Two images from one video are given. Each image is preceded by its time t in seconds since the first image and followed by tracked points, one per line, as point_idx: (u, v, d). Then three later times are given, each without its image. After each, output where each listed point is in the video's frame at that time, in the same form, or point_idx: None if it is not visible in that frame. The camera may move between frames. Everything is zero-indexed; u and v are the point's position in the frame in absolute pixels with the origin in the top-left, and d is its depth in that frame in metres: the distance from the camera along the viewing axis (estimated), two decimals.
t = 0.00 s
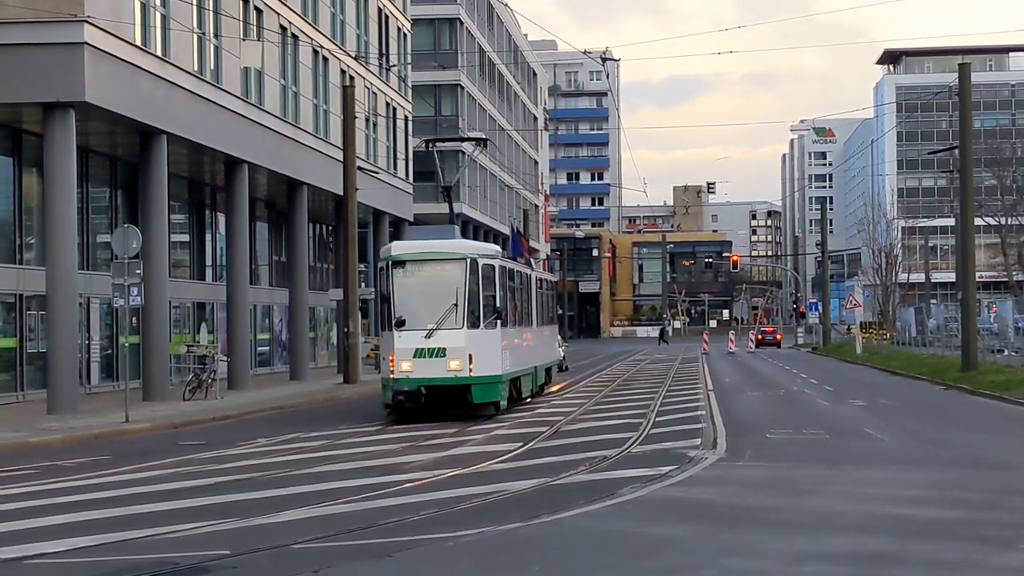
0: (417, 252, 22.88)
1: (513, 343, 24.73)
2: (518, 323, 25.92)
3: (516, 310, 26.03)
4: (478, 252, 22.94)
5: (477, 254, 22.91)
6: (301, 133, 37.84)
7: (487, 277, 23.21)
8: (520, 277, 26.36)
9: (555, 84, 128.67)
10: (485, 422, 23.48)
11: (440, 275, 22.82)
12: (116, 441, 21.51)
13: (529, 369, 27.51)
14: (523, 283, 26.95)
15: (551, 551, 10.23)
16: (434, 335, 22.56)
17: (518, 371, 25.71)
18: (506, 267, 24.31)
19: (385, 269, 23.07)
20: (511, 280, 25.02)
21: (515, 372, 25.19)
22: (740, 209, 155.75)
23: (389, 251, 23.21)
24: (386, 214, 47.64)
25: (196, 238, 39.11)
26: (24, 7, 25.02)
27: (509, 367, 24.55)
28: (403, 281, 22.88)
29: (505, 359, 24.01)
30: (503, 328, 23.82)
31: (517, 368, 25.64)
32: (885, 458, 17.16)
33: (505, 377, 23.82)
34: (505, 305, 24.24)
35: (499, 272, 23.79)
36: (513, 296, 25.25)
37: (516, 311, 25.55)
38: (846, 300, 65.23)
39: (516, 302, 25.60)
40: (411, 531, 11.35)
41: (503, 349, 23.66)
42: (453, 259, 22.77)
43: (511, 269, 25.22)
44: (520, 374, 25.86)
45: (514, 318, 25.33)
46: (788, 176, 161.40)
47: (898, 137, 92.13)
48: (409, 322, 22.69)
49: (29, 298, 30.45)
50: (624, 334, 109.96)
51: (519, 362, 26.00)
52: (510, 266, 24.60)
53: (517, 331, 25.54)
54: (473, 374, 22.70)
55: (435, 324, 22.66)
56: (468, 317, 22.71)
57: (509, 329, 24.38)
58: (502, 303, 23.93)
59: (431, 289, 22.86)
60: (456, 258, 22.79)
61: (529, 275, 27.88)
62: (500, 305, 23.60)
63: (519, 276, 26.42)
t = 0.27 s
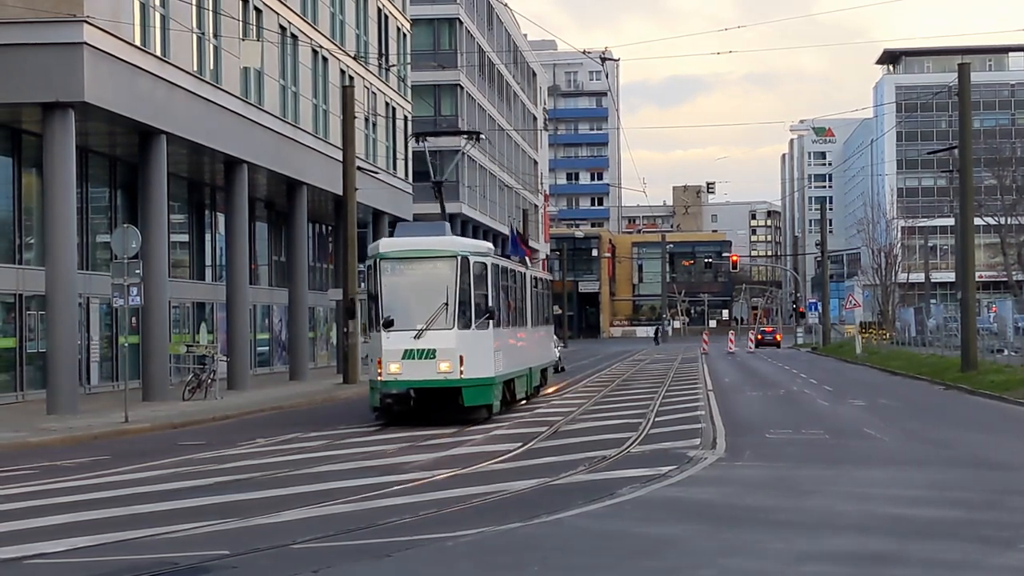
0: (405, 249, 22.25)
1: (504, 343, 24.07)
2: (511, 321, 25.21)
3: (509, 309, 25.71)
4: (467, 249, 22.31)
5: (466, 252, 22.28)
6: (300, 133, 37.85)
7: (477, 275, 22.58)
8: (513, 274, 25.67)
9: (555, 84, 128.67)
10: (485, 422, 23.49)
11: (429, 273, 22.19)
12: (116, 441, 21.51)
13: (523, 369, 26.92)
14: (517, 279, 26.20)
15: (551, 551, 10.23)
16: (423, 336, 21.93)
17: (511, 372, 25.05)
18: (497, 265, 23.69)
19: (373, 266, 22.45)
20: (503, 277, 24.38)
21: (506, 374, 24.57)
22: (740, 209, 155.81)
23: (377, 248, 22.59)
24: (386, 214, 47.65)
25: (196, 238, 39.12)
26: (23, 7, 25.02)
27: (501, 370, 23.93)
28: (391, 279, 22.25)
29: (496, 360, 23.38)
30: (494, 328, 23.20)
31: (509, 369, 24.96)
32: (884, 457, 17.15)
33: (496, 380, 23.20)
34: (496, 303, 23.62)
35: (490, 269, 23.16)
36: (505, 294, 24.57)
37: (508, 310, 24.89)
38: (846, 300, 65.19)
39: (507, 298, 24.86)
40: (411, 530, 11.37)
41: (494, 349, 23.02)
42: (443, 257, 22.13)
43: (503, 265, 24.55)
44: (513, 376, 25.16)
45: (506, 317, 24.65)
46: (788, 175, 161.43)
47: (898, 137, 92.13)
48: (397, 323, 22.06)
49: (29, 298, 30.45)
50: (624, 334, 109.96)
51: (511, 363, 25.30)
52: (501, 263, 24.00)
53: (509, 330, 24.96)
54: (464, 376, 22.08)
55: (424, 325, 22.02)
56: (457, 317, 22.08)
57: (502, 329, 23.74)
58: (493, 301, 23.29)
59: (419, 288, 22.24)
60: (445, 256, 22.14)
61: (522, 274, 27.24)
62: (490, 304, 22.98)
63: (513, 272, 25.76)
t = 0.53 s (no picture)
0: (396, 247, 21.48)
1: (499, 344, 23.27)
2: (506, 320, 24.40)
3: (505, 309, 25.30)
4: (461, 247, 21.51)
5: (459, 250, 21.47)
6: (301, 134, 37.86)
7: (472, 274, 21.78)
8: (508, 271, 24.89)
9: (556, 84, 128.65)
10: (486, 421, 23.49)
11: (420, 271, 21.38)
12: (116, 441, 21.50)
13: (521, 370, 26.18)
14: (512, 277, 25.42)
15: (551, 551, 10.23)
16: (413, 337, 21.14)
17: (507, 374, 24.26)
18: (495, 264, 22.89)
19: (363, 265, 21.66)
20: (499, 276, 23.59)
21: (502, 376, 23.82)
22: (741, 209, 155.85)
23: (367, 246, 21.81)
24: (387, 215, 47.66)
25: (197, 238, 39.13)
26: (24, 7, 25.02)
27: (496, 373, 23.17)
28: (382, 277, 21.46)
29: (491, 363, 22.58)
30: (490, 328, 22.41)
31: (505, 371, 24.21)
32: (885, 457, 17.14)
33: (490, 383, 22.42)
34: (493, 303, 22.81)
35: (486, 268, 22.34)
36: (500, 293, 23.75)
37: (503, 310, 24.10)
38: (847, 300, 65.16)
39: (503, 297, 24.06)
40: (413, 530, 11.40)
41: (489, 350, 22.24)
42: (434, 253, 21.34)
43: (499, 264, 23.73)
44: (506, 378, 24.38)
45: (501, 316, 23.85)
46: (789, 175, 161.47)
47: (899, 136, 92.11)
48: (387, 323, 21.26)
49: (30, 298, 30.46)
50: (625, 335, 109.98)
51: (508, 365, 24.57)
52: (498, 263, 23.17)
53: (505, 330, 24.34)
54: (456, 378, 21.31)
55: (414, 325, 21.25)
56: (449, 317, 21.30)
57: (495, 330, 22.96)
58: (490, 301, 22.47)
59: (410, 287, 21.42)
60: (436, 253, 21.35)
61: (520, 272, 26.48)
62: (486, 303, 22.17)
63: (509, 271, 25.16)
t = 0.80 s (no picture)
0: (387, 243, 20.61)
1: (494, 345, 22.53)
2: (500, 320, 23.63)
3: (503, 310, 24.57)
4: (454, 244, 20.74)
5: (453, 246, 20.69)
6: (305, 134, 37.87)
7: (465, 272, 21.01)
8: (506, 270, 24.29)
9: (559, 84, 128.64)
10: (489, 421, 23.46)
11: (413, 268, 20.56)
12: (119, 441, 21.47)
13: (517, 372, 25.47)
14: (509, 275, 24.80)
15: (552, 551, 10.22)
16: (406, 337, 20.35)
17: (502, 375, 23.52)
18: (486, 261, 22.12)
19: (352, 262, 20.79)
20: (492, 274, 22.83)
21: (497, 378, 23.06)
22: (745, 209, 155.82)
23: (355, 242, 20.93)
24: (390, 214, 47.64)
25: (200, 238, 39.13)
26: (27, 7, 25.04)
27: (491, 375, 22.39)
28: (373, 275, 20.61)
29: (485, 364, 21.81)
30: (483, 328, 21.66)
31: (501, 373, 23.52)
32: (888, 458, 17.11)
33: (484, 385, 21.64)
34: (485, 302, 22.05)
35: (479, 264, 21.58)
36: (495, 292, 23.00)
37: (500, 309, 23.57)
38: (851, 300, 65.10)
39: (498, 297, 23.37)
40: (415, 530, 11.39)
41: (482, 351, 21.47)
42: (427, 251, 20.54)
43: (494, 262, 22.98)
44: (501, 380, 23.59)
45: (496, 315, 23.07)
46: (792, 175, 161.46)
47: (903, 136, 92.06)
48: (377, 323, 20.44)
49: (34, 298, 30.48)
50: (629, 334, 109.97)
51: (503, 366, 23.85)
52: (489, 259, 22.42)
53: (501, 330, 23.55)
54: (449, 380, 20.55)
55: (406, 324, 20.45)
56: (442, 316, 20.52)
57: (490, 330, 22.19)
58: (482, 300, 21.71)
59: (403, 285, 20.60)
60: (430, 250, 20.56)
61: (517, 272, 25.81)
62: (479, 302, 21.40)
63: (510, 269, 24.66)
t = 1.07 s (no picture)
0: (377, 240, 19.96)
1: (493, 346, 21.86)
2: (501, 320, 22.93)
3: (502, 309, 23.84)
4: (449, 241, 20.08)
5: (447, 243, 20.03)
6: (309, 134, 37.87)
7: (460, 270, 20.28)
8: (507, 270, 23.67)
9: (563, 83, 128.62)
10: (492, 421, 23.41)
11: (404, 266, 19.90)
12: (123, 441, 21.47)
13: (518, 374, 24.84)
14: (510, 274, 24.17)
15: (557, 551, 10.22)
16: (397, 338, 19.68)
17: (502, 377, 22.84)
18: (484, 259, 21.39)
19: (342, 259, 20.12)
20: (492, 272, 22.10)
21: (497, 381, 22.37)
22: (748, 208, 155.81)
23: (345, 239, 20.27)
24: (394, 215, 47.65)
25: (204, 238, 39.17)
26: (31, 7, 25.05)
27: (489, 377, 21.69)
28: (363, 272, 19.95)
29: (482, 366, 21.09)
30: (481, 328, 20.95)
31: (500, 376, 22.92)
32: (891, 458, 17.08)
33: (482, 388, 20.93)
34: (484, 301, 21.30)
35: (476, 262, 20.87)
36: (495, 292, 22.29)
37: (501, 310, 23.01)
38: (855, 300, 65.03)
39: (497, 296, 22.73)
40: (419, 530, 11.39)
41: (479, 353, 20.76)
42: (419, 248, 19.89)
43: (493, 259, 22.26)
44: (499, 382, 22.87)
45: (495, 316, 22.36)
46: (796, 175, 161.34)
47: (907, 136, 91.99)
48: (368, 323, 19.79)
49: (38, 298, 30.52)
50: (633, 335, 110.00)
51: (503, 368, 23.21)
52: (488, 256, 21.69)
53: (500, 330, 22.85)
54: (442, 383, 19.86)
55: (398, 324, 19.78)
56: (435, 315, 19.84)
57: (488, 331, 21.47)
58: (480, 298, 20.97)
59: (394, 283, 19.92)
60: (422, 247, 19.91)
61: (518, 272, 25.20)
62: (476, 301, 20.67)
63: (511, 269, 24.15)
